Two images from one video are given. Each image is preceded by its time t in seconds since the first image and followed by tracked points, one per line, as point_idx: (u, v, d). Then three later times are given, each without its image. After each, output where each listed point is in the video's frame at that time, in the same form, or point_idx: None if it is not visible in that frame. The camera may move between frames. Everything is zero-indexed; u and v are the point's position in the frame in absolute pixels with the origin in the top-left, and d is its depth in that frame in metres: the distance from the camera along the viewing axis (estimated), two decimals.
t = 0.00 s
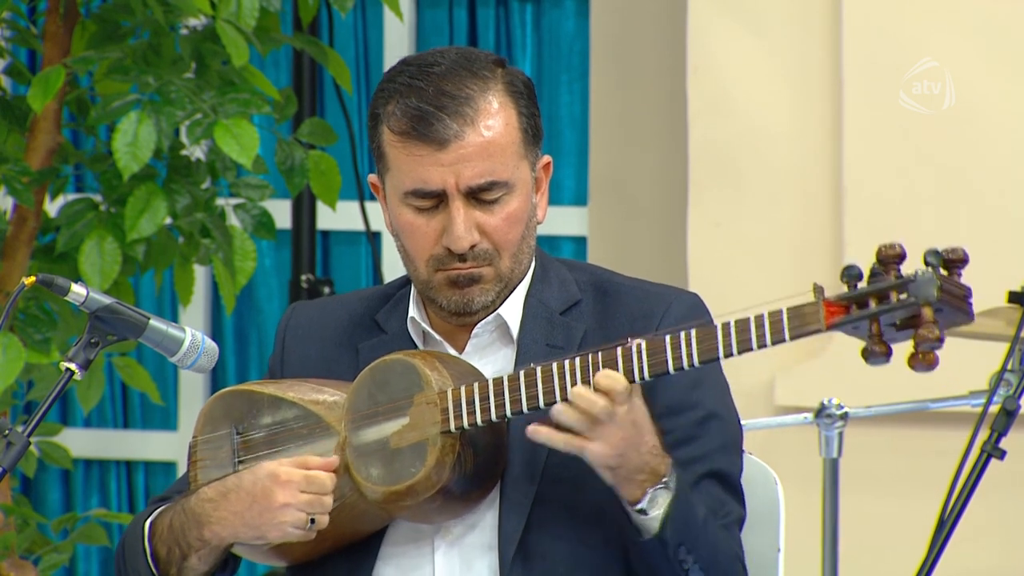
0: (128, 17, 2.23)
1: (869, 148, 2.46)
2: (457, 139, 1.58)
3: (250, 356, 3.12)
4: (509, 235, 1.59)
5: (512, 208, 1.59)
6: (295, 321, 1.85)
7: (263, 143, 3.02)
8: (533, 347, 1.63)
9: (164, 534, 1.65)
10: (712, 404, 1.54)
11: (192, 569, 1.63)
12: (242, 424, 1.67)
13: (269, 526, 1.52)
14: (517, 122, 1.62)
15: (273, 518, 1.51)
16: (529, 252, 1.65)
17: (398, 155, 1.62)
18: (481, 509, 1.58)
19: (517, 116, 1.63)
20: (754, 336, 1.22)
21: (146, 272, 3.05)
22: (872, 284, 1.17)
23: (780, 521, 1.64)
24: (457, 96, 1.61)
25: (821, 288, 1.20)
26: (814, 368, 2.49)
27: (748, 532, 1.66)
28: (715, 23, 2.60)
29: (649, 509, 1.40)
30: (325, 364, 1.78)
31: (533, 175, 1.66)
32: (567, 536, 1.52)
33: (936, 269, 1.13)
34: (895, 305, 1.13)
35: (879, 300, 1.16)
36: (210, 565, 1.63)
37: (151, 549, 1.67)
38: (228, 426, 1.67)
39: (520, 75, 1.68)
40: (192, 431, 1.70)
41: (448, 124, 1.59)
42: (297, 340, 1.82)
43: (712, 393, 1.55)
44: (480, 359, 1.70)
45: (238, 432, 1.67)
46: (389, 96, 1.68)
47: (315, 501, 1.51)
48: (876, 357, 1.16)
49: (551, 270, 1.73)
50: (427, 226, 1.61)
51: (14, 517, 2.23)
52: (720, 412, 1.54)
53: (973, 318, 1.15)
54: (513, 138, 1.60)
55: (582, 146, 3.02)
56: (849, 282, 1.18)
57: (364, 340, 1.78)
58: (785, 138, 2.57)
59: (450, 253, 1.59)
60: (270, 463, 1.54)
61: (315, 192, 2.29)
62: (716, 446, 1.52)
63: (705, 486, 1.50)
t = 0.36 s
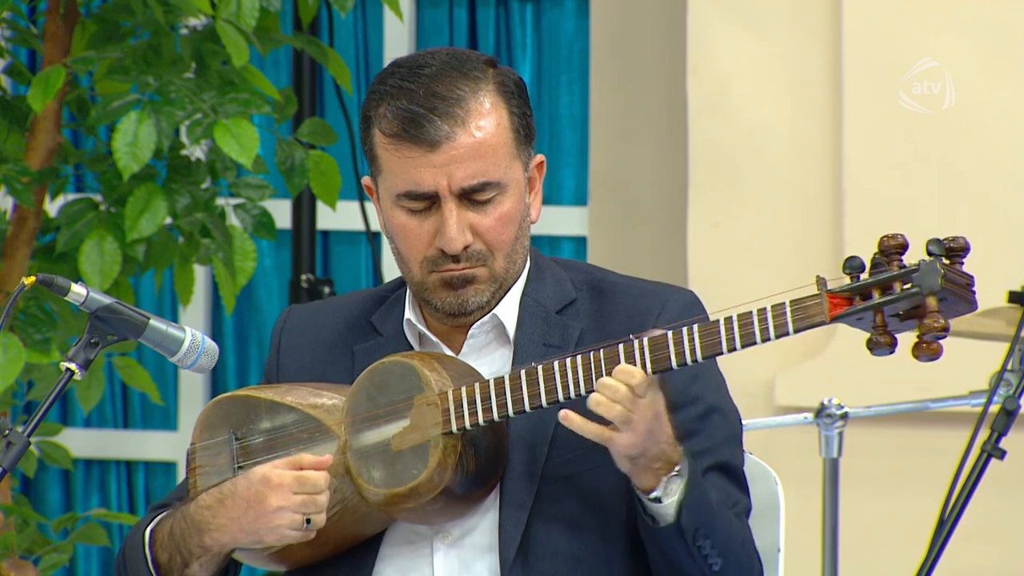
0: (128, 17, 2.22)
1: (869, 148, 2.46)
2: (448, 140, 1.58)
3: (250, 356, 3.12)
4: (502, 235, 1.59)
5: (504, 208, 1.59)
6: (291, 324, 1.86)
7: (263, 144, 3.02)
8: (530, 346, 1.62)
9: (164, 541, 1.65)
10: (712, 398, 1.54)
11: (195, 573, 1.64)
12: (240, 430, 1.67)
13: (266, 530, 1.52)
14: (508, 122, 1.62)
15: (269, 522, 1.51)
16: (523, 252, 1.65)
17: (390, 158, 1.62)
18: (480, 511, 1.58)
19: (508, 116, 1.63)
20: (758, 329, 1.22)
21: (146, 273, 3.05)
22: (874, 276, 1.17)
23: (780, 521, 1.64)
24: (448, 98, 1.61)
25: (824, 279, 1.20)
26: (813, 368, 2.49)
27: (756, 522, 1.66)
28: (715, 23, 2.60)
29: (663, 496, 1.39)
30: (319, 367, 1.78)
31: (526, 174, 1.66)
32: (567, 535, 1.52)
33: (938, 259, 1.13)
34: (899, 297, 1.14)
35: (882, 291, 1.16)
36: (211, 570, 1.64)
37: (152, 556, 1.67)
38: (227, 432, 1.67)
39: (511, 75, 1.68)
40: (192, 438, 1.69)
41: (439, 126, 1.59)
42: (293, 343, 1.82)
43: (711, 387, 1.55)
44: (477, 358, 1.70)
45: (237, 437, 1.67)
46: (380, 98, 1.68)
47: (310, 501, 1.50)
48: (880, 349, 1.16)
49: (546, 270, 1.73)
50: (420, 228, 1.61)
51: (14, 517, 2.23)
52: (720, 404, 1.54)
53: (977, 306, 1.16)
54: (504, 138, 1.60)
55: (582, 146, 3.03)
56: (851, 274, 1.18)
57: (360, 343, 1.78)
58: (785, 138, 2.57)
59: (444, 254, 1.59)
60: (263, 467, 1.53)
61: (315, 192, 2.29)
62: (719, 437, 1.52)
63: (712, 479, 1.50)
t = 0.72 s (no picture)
0: (128, 17, 2.22)
1: (869, 148, 2.46)
2: (454, 141, 1.58)
3: (250, 356, 3.12)
4: (507, 235, 1.59)
5: (510, 208, 1.59)
6: (293, 323, 1.86)
7: (263, 143, 3.02)
8: (532, 347, 1.62)
9: (165, 539, 1.65)
10: (716, 396, 1.55)
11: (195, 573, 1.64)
12: (242, 429, 1.67)
13: (268, 525, 1.52)
14: (512, 122, 1.62)
15: (272, 516, 1.51)
16: (527, 251, 1.65)
17: (395, 159, 1.62)
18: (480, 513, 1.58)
19: (512, 116, 1.63)
20: (765, 345, 1.23)
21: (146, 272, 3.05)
22: (883, 296, 1.18)
23: (780, 519, 1.65)
24: (453, 98, 1.61)
25: (832, 297, 1.21)
26: (814, 368, 2.49)
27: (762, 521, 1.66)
28: (715, 23, 2.60)
29: (695, 497, 1.40)
30: (320, 367, 1.78)
31: (529, 174, 1.66)
32: (567, 535, 1.52)
33: (948, 281, 1.13)
34: (908, 318, 1.14)
35: (890, 311, 1.17)
36: (212, 570, 1.63)
37: (152, 555, 1.67)
38: (228, 431, 1.68)
39: (513, 76, 1.68)
40: (193, 436, 1.70)
41: (444, 127, 1.59)
42: (294, 342, 1.83)
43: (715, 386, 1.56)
44: (478, 360, 1.70)
45: (239, 437, 1.67)
46: (384, 99, 1.68)
47: (310, 492, 1.50)
48: (887, 368, 1.18)
49: (547, 270, 1.73)
50: (426, 229, 1.61)
51: (15, 517, 2.23)
52: (723, 403, 1.55)
53: (984, 327, 1.16)
54: (509, 138, 1.60)
55: (582, 146, 3.03)
56: (861, 293, 1.18)
57: (361, 342, 1.78)
58: (785, 138, 2.57)
59: (450, 255, 1.59)
60: (261, 462, 1.53)
61: (315, 192, 2.29)
62: (724, 435, 1.52)
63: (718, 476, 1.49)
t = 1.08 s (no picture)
0: (128, 17, 2.22)
1: (869, 149, 2.46)
2: (482, 139, 1.58)
3: (250, 356, 3.12)
4: (528, 236, 1.59)
5: (531, 209, 1.59)
6: (296, 322, 1.85)
7: (264, 144, 3.02)
8: (541, 349, 1.63)
9: (148, 555, 1.67)
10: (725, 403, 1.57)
11: None
12: (229, 445, 1.65)
13: (243, 553, 1.53)
14: (535, 122, 1.63)
15: (247, 545, 1.52)
16: (542, 253, 1.66)
17: (420, 156, 1.62)
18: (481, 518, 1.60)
19: (534, 117, 1.63)
20: (754, 414, 1.26)
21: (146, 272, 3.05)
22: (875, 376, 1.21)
23: (780, 520, 1.64)
24: (478, 97, 1.61)
25: (823, 375, 1.24)
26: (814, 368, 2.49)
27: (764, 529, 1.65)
28: (715, 23, 2.60)
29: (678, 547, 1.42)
30: (323, 366, 1.78)
31: (546, 176, 1.66)
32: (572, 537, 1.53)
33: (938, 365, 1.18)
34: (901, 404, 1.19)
35: (881, 393, 1.21)
36: None
37: (138, 566, 1.69)
38: (215, 447, 1.65)
39: (533, 77, 1.68)
40: (179, 449, 1.67)
41: (472, 125, 1.59)
42: (297, 339, 1.82)
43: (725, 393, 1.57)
44: (486, 361, 1.70)
45: (226, 453, 1.65)
46: (407, 97, 1.68)
47: (286, 521, 1.51)
48: (877, 450, 1.22)
49: (557, 272, 1.73)
50: (447, 227, 1.60)
51: (15, 517, 2.23)
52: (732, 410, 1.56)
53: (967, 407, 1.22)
54: (532, 139, 1.61)
55: (582, 147, 3.03)
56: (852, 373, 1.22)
57: (365, 341, 1.78)
58: (785, 139, 2.57)
59: (472, 253, 1.59)
60: (240, 488, 1.53)
61: (316, 192, 2.29)
62: (733, 444, 1.54)
63: (726, 488, 1.51)
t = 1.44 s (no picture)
0: (128, 17, 2.22)
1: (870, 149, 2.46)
2: (490, 139, 1.58)
3: (250, 356, 3.12)
4: (535, 237, 1.59)
5: (538, 209, 1.59)
6: (301, 321, 1.85)
7: (264, 144, 3.02)
8: (546, 349, 1.63)
9: (153, 547, 1.67)
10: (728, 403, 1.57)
11: None
12: (234, 438, 1.65)
13: (245, 541, 1.53)
14: (543, 123, 1.63)
15: (249, 532, 1.52)
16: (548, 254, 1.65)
17: (428, 155, 1.62)
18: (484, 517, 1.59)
19: (542, 118, 1.63)
20: (754, 404, 1.24)
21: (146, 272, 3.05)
22: (874, 365, 1.19)
23: (780, 521, 1.64)
24: (487, 96, 1.62)
25: (823, 363, 1.22)
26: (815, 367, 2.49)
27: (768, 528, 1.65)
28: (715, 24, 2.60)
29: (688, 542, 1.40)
30: (328, 365, 1.78)
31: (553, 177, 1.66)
32: (576, 537, 1.53)
33: (938, 354, 1.15)
34: (898, 391, 1.16)
35: (880, 382, 1.19)
36: None
37: (143, 561, 1.68)
38: (220, 440, 1.66)
39: (542, 78, 1.69)
40: (185, 442, 1.69)
41: (481, 124, 1.59)
42: (302, 339, 1.82)
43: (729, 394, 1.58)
44: (491, 362, 1.70)
45: (231, 446, 1.66)
46: (416, 96, 1.68)
47: (288, 509, 1.50)
48: (875, 439, 1.17)
49: (562, 273, 1.73)
50: (454, 227, 1.60)
51: (15, 517, 2.23)
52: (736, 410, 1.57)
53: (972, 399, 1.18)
54: (540, 139, 1.61)
55: (582, 147, 3.03)
56: (851, 360, 1.21)
57: (370, 340, 1.78)
58: (785, 139, 2.57)
59: (479, 253, 1.59)
60: (242, 476, 1.53)
61: (316, 192, 2.29)
62: (739, 444, 1.54)
63: (730, 487, 1.51)
